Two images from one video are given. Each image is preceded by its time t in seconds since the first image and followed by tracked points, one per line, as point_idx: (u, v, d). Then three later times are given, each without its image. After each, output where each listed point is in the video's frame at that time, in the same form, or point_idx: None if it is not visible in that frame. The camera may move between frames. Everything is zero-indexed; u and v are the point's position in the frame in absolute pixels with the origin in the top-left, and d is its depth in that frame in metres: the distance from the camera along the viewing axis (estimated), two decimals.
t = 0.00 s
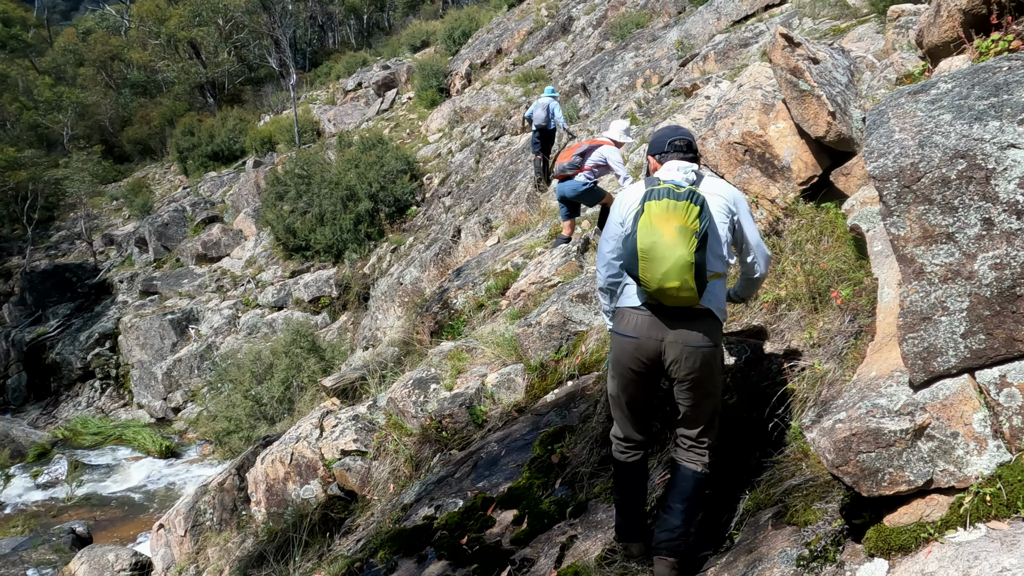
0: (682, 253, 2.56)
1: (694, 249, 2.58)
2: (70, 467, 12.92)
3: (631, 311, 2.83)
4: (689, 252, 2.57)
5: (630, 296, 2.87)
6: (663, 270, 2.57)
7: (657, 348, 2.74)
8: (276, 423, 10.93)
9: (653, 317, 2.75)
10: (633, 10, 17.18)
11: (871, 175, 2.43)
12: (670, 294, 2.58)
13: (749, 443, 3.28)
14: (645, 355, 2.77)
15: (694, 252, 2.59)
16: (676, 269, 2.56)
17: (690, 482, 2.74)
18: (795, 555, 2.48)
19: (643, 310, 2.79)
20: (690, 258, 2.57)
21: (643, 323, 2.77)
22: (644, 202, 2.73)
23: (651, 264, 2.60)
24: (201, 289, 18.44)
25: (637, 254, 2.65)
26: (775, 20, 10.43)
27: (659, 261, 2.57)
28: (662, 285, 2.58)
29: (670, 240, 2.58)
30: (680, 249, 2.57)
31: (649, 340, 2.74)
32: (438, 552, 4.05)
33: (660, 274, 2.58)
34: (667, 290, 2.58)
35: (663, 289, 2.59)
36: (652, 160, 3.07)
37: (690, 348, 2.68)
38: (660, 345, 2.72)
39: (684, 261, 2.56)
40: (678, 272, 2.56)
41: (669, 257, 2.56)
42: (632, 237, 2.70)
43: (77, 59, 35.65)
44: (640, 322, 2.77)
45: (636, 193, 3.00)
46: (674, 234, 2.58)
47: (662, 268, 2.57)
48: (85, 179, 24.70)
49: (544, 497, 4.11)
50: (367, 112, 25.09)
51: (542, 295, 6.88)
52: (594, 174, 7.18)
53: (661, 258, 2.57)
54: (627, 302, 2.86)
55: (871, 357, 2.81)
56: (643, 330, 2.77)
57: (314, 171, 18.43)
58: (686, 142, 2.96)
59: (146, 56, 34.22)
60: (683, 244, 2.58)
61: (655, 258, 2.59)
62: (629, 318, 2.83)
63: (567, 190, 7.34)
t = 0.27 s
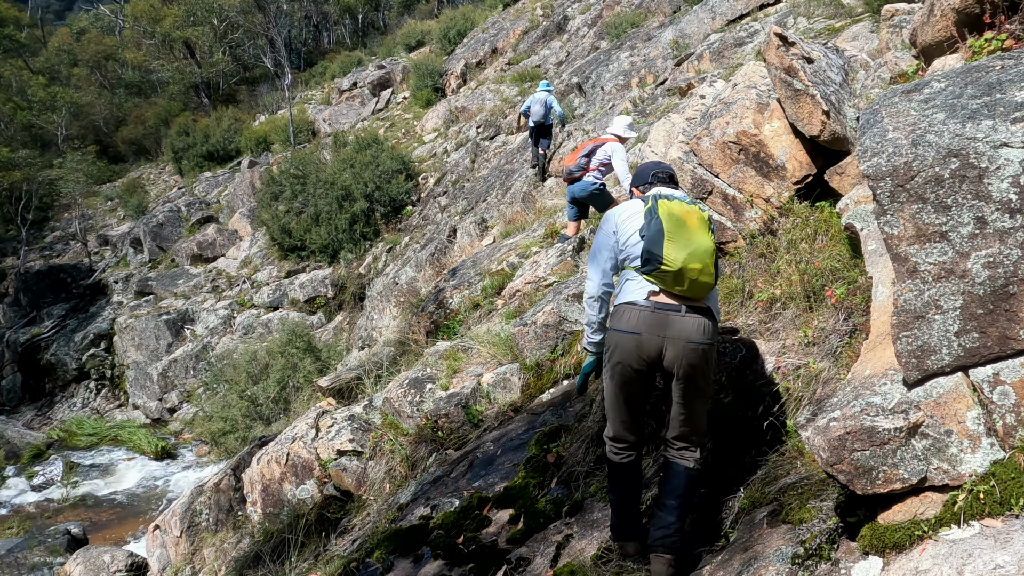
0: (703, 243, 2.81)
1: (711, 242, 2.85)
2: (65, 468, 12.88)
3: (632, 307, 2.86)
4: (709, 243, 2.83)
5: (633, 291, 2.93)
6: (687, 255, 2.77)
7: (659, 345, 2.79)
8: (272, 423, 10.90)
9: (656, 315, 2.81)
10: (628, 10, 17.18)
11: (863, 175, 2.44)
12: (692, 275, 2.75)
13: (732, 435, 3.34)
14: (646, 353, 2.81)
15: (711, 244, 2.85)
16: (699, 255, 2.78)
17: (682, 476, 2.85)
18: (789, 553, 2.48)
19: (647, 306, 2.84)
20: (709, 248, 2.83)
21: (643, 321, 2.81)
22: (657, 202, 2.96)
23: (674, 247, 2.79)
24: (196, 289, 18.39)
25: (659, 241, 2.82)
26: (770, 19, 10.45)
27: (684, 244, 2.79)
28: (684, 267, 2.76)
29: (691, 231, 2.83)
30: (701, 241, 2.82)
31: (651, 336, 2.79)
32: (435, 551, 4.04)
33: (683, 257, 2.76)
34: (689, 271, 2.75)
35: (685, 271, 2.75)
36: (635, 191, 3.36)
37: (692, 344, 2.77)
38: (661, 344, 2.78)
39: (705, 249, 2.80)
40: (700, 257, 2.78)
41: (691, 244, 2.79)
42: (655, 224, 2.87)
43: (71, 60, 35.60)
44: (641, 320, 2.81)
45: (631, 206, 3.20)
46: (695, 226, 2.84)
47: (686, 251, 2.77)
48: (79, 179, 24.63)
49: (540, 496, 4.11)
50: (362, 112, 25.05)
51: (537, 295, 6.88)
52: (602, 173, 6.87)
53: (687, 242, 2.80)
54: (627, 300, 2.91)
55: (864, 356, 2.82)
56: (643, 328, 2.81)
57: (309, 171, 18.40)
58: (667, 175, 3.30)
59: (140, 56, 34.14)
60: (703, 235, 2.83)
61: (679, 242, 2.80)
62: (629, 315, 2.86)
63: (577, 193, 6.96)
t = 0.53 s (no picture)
0: (695, 234, 2.87)
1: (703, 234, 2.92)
2: (56, 468, 12.77)
3: (627, 300, 2.89)
4: (701, 233, 2.90)
5: (627, 283, 2.96)
6: (682, 244, 2.81)
7: (656, 335, 2.83)
8: (264, 424, 10.84)
9: (652, 306, 2.85)
10: (621, 10, 17.18)
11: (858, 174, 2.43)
12: (688, 265, 2.79)
13: (720, 433, 3.38)
14: (644, 344, 2.84)
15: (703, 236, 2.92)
16: (694, 244, 2.83)
17: (674, 463, 2.92)
18: (784, 554, 2.48)
19: (644, 298, 2.86)
20: (702, 239, 2.89)
21: (640, 313, 2.85)
22: (647, 200, 3.04)
23: (669, 238, 2.82)
24: (188, 290, 18.28)
25: (653, 233, 2.85)
26: (763, 19, 10.47)
27: (679, 234, 2.83)
28: (680, 257, 2.80)
29: (683, 223, 2.88)
30: (693, 231, 2.87)
31: (649, 327, 2.83)
32: (427, 552, 4.01)
33: (679, 246, 2.81)
34: (685, 261, 2.80)
35: (681, 261, 2.80)
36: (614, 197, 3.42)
37: (687, 334, 2.83)
38: (659, 334, 2.83)
39: (699, 239, 2.86)
40: (695, 246, 2.83)
41: (685, 234, 2.84)
42: (647, 218, 2.92)
43: (62, 59, 35.42)
44: (639, 312, 2.85)
45: (616, 209, 3.24)
46: (686, 218, 2.90)
47: (681, 241, 2.82)
48: (70, 179, 24.46)
49: (533, 497, 4.10)
50: (354, 112, 24.97)
51: (530, 295, 6.86)
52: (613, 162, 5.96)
53: (681, 234, 2.83)
54: (622, 294, 2.94)
55: (859, 356, 2.81)
56: (641, 319, 2.84)
57: (301, 171, 18.34)
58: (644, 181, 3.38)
59: (131, 55, 33.97)
60: (695, 226, 2.90)
61: (673, 233, 2.84)
62: (626, 308, 2.89)
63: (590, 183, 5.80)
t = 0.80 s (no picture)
0: (685, 229, 2.90)
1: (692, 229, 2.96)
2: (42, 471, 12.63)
3: (621, 294, 2.91)
4: (690, 228, 2.93)
5: (620, 278, 2.97)
6: (673, 239, 2.84)
7: (653, 329, 2.87)
8: (253, 425, 10.76)
9: (648, 301, 2.87)
10: (611, 11, 17.19)
11: (849, 174, 2.42)
12: (679, 260, 2.83)
13: (708, 433, 3.41)
14: (639, 337, 2.88)
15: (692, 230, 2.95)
16: (684, 239, 2.86)
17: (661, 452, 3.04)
18: (774, 554, 2.47)
19: (640, 293, 2.88)
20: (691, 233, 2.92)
21: (635, 306, 2.88)
22: (635, 196, 3.05)
23: (660, 233, 2.85)
24: (175, 290, 18.14)
25: (644, 228, 2.87)
26: (752, 20, 10.50)
27: (668, 229, 2.86)
28: (672, 252, 2.83)
29: (673, 219, 2.91)
30: (682, 227, 2.91)
31: (644, 320, 2.86)
32: (417, 554, 3.98)
33: (670, 242, 2.83)
34: (676, 255, 2.82)
35: (673, 255, 2.83)
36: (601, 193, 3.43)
37: (681, 328, 2.89)
38: (654, 327, 2.86)
39: (688, 234, 2.90)
40: (685, 241, 2.86)
41: (676, 229, 2.87)
42: (637, 214, 2.93)
43: (48, 58, 35.12)
44: (633, 305, 2.88)
45: (602, 207, 3.24)
46: (675, 214, 2.93)
47: (671, 236, 2.84)
48: (56, 179, 24.23)
49: (523, 498, 4.08)
50: (343, 112, 24.87)
51: (520, 295, 6.85)
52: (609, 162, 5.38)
53: (671, 230, 2.85)
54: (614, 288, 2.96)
55: (849, 357, 2.82)
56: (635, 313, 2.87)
57: (290, 171, 18.25)
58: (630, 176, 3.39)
59: (118, 54, 33.70)
60: (684, 222, 2.94)
61: (663, 229, 2.86)
62: (619, 302, 2.91)
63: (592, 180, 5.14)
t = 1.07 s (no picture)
0: (682, 233, 2.91)
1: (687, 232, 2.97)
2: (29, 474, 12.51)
3: (616, 293, 2.93)
4: (686, 232, 2.94)
5: (615, 277, 2.98)
6: (671, 243, 2.85)
7: (646, 328, 2.90)
8: (243, 427, 10.70)
9: (642, 302, 2.90)
10: (600, 11, 17.22)
11: (837, 174, 2.44)
12: (675, 265, 2.84)
13: (697, 431, 3.44)
14: (633, 335, 2.92)
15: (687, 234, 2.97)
16: (681, 244, 2.87)
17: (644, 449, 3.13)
18: (763, 551, 2.49)
19: (636, 294, 2.90)
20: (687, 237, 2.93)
21: (630, 305, 2.91)
22: (634, 197, 3.04)
23: (658, 238, 2.85)
24: (164, 292, 18.03)
25: (642, 231, 2.87)
26: (741, 21, 10.55)
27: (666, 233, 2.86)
28: (669, 258, 2.84)
29: (671, 222, 2.91)
30: (681, 232, 2.92)
31: (639, 319, 2.90)
32: (409, 555, 3.97)
33: (667, 246, 2.84)
34: (672, 261, 2.84)
35: (670, 260, 2.84)
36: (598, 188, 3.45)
37: (674, 329, 2.93)
38: (648, 325, 2.90)
39: (685, 238, 2.90)
40: (682, 246, 2.87)
41: (673, 234, 2.87)
42: (637, 216, 2.91)
43: (34, 58, 34.81)
44: (629, 304, 2.91)
45: (599, 202, 3.22)
46: (672, 217, 2.93)
47: (669, 240, 2.85)
48: (42, 179, 24.02)
49: (515, 497, 4.08)
50: (332, 112, 24.79)
51: (511, 295, 6.85)
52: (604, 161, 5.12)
53: (670, 234, 2.86)
54: (610, 287, 2.96)
55: (838, 355, 2.84)
56: (631, 312, 2.91)
57: (279, 171, 18.18)
58: (625, 171, 3.39)
59: (104, 54, 33.45)
60: (680, 225, 2.94)
61: (661, 233, 2.86)
62: (615, 301, 2.94)
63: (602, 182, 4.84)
